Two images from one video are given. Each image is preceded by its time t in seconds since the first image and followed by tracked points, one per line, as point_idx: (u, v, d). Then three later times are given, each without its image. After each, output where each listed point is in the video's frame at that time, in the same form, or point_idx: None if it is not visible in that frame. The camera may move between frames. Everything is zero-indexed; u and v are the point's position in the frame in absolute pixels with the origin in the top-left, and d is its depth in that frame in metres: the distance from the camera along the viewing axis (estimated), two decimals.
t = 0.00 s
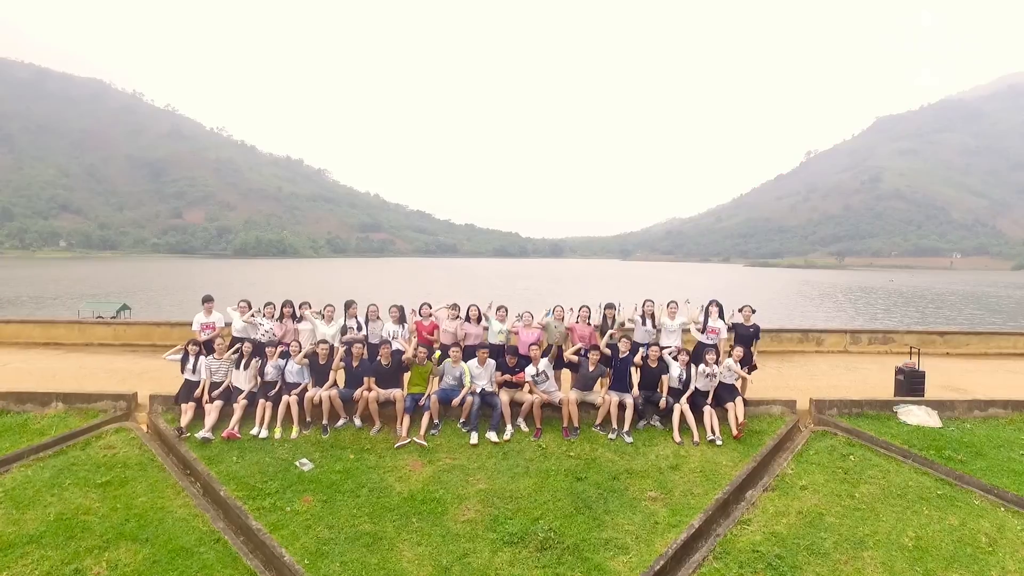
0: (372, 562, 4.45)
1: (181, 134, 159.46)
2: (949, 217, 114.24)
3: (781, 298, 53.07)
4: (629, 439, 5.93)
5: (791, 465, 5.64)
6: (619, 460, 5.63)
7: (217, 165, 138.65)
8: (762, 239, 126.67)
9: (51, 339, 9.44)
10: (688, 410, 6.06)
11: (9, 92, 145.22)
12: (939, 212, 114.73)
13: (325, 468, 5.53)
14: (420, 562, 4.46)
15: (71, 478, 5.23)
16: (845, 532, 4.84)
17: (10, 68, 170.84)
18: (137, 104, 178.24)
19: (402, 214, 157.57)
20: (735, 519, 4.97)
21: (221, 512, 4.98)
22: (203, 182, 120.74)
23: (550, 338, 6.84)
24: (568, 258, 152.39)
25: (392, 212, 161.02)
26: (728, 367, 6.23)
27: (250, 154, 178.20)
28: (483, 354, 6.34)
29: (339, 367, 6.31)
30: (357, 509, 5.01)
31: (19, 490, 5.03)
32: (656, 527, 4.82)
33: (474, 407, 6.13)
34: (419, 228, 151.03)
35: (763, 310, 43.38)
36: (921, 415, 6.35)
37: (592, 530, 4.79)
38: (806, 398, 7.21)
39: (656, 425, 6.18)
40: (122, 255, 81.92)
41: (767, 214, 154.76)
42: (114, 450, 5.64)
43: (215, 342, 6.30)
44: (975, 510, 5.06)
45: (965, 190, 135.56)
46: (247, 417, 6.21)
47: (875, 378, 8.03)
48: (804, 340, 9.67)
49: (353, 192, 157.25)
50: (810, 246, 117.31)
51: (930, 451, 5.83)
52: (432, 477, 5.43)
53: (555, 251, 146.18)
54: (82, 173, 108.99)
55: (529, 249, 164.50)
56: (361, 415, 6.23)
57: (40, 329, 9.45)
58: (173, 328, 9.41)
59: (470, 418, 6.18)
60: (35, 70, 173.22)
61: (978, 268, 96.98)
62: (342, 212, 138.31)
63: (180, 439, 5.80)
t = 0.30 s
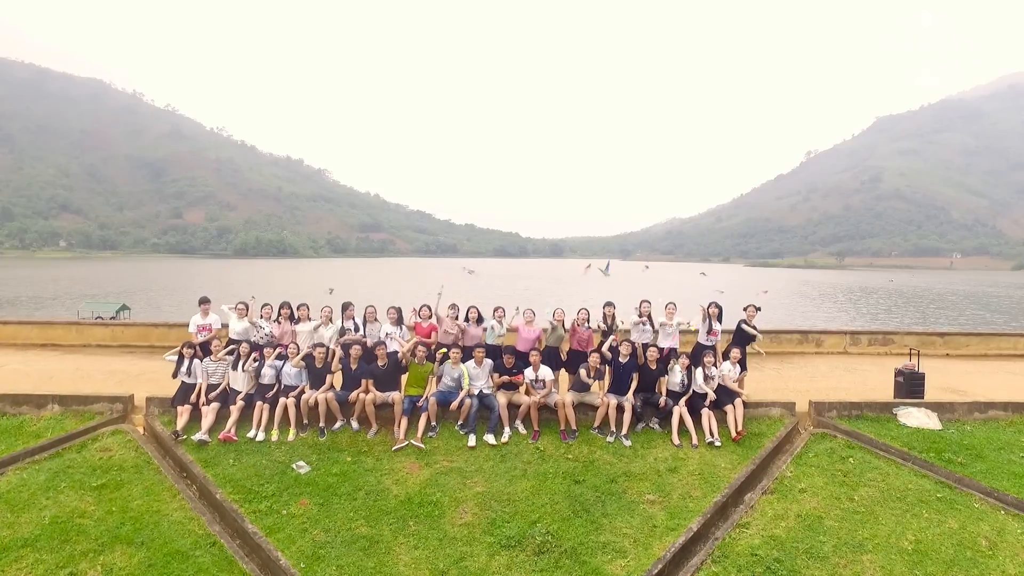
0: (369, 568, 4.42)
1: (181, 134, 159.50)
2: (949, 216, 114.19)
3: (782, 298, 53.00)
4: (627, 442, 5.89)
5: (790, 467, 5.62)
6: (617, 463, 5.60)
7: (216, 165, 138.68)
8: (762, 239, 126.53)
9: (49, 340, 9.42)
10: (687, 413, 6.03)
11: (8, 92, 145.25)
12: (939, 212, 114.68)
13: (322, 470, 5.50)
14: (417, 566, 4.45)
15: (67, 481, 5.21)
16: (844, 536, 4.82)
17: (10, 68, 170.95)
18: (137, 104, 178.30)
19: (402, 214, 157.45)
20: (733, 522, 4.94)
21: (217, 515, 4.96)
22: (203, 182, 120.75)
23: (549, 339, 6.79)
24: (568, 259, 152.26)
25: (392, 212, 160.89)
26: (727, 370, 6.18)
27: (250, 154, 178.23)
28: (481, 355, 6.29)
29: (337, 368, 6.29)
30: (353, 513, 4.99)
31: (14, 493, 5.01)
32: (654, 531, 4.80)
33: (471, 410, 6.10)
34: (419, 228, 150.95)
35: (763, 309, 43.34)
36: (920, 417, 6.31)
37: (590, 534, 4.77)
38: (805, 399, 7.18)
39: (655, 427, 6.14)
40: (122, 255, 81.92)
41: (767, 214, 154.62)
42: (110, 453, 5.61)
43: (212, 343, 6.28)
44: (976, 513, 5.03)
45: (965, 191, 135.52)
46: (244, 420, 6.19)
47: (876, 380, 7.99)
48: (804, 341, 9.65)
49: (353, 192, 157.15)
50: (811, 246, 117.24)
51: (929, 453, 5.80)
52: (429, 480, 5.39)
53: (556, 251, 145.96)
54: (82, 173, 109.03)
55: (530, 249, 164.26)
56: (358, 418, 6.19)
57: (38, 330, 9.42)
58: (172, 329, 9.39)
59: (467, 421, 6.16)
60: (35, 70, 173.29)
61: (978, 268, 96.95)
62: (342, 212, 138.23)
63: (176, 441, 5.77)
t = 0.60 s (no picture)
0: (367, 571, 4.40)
1: (181, 134, 159.62)
2: (949, 216, 114.17)
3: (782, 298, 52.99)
4: (627, 444, 5.86)
5: (789, 470, 5.61)
6: (617, 466, 5.58)
7: (216, 165, 138.79)
8: (762, 239, 126.45)
9: (47, 342, 9.41)
10: (687, 415, 6.01)
11: (8, 92, 145.45)
12: (939, 212, 114.69)
13: (320, 472, 5.49)
14: (415, 570, 4.42)
15: (64, 483, 5.19)
16: (845, 539, 4.80)
17: (11, 68, 171.27)
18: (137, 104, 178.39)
19: (402, 215, 157.44)
20: (733, 525, 4.92)
21: (215, 518, 4.96)
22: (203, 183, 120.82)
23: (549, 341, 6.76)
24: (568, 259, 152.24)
25: (392, 212, 160.92)
26: (728, 371, 6.15)
27: (250, 154, 178.27)
28: (480, 356, 6.26)
29: (336, 371, 6.26)
30: (352, 515, 4.97)
31: (9, 497, 4.98)
32: (653, 533, 4.78)
33: (470, 412, 6.06)
34: (419, 228, 150.99)
35: (763, 309, 43.33)
36: (921, 419, 6.29)
37: (588, 536, 4.77)
38: (805, 401, 7.15)
39: (654, 430, 6.12)
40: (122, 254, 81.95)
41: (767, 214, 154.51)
42: (107, 455, 5.59)
43: (210, 344, 6.27)
44: (976, 516, 5.02)
45: (965, 191, 135.41)
46: (241, 422, 6.16)
47: (876, 382, 7.96)
48: (804, 342, 9.63)
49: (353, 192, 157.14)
50: (811, 246, 117.18)
51: (929, 456, 5.78)
52: (427, 483, 5.38)
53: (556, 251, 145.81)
54: (82, 173, 109.14)
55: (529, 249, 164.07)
56: (357, 420, 6.17)
57: (36, 331, 9.41)
58: (171, 330, 9.38)
59: (466, 423, 6.13)
60: (35, 70, 173.65)
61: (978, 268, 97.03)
62: (342, 212, 138.28)
63: (174, 444, 5.75)
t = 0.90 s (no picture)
0: None
1: (181, 134, 159.69)
2: (949, 216, 114.19)
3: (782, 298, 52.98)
4: (627, 448, 5.84)
5: (790, 473, 5.57)
6: (615, 469, 5.57)
7: (216, 165, 138.94)
8: (762, 239, 126.47)
9: (46, 343, 9.38)
10: (687, 418, 5.99)
11: (7, 92, 145.65)
12: (939, 212, 114.67)
13: (319, 476, 5.46)
14: None
15: (61, 488, 5.17)
16: (844, 544, 4.79)
17: (11, 68, 171.50)
18: (136, 104, 178.46)
19: (402, 215, 157.58)
20: (732, 529, 4.90)
21: (212, 522, 4.94)
22: (203, 183, 120.91)
23: (548, 344, 6.74)
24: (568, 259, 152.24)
25: (392, 212, 161.06)
26: (727, 374, 6.13)
27: (250, 154, 178.35)
28: (479, 360, 6.23)
29: (335, 375, 6.24)
30: (351, 519, 4.95)
31: (7, 501, 4.96)
32: (653, 538, 4.76)
33: (470, 413, 6.04)
34: (419, 228, 151.00)
35: (763, 309, 43.33)
36: (922, 422, 6.26)
37: (588, 541, 4.75)
38: (804, 403, 7.13)
39: (654, 432, 6.09)
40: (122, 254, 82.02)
41: (767, 214, 154.52)
42: (105, 459, 5.57)
43: (208, 348, 6.23)
44: (977, 520, 5.00)
45: (965, 191, 135.50)
46: (241, 424, 6.14)
47: (875, 384, 7.95)
48: (804, 344, 9.61)
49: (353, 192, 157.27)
50: (811, 246, 117.22)
51: (930, 459, 5.76)
52: (427, 486, 5.36)
53: (556, 251, 145.73)
54: (82, 173, 109.22)
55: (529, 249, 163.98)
56: (356, 424, 6.14)
57: (35, 333, 9.38)
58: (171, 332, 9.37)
59: (465, 426, 6.10)
60: (35, 71, 173.88)
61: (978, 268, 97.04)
62: (342, 212, 138.35)
63: (173, 446, 5.73)
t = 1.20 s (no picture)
0: None
1: (181, 134, 159.86)
2: (949, 216, 114.26)
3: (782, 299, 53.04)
4: (624, 448, 5.89)
5: (787, 475, 5.61)
6: (614, 470, 5.60)
7: (216, 165, 139.10)
8: (763, 239, 126.47)
9: (47, 345, 9.43)
10: (685, 419, 6.02)
11: (7, 92, 146.12)
12: (939, 212, 114.73)
13: (318, 477, 5.50)
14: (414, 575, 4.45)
15: (64, 489, 5.21)
16: (841, 544, 4.83)
17: (11, 69, 171.85)
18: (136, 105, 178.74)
19: (402, 215, 157.75)
20: (730, 531, 4.93)
21: (214, 523, 4.99)
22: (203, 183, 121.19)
23: (546, 346, 6.81)
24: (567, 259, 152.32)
25: (392, 212, 161.17)
26: (724, 377, 6.16)
27: (250, 154, 178.55)
28: (478, 362, 6.28)
29: (335, 376, 6.27)
30: (352, 521, 5.00)
31: (11, 502, 5.01)
32: (652, 540, 4.78)
33: (468, 415, 6.07)
34: (419, 228, 151.13)
35: (763, 309, 43.45)
36: (919, 424, 6.29)
37: (586, 540, 4.80)
38: (803, 405, 7.16)
39: (652, 433, 6.13)
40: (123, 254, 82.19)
41: (767, 214, 154.64)
42: (107, 460, 5.60)
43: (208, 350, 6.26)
44: (973, 521, 5.04)
45: (965, 191, 135.53)
46: (241, 425, 6.18)
47: (873, 386, 7.99)
48: (802, 345, 9.64)
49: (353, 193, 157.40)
50: (810, 246, 117.27)
51: (927, 460, 5.79)
52: (425, 487, 5.40)
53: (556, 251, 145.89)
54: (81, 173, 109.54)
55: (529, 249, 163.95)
56: (355, 424, 6.18)
57: (34, 334, 9.42)
58: (173, 333, 9.42)
59: (464, 427, 6.14)
60: (36, 72, 174.25)
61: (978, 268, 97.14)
62: (342, 212, 138.53)
63: (174, 448, 5.77)
